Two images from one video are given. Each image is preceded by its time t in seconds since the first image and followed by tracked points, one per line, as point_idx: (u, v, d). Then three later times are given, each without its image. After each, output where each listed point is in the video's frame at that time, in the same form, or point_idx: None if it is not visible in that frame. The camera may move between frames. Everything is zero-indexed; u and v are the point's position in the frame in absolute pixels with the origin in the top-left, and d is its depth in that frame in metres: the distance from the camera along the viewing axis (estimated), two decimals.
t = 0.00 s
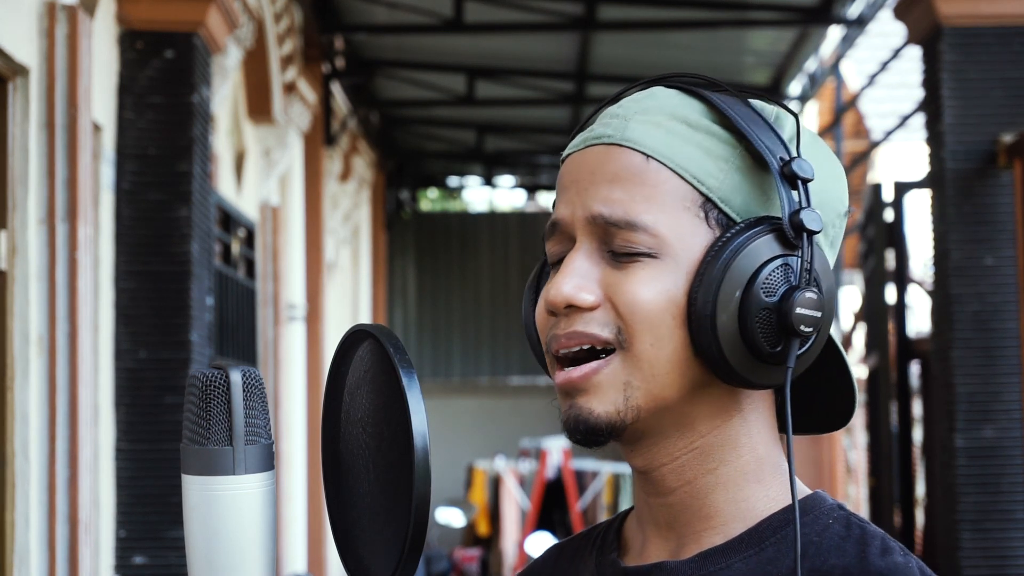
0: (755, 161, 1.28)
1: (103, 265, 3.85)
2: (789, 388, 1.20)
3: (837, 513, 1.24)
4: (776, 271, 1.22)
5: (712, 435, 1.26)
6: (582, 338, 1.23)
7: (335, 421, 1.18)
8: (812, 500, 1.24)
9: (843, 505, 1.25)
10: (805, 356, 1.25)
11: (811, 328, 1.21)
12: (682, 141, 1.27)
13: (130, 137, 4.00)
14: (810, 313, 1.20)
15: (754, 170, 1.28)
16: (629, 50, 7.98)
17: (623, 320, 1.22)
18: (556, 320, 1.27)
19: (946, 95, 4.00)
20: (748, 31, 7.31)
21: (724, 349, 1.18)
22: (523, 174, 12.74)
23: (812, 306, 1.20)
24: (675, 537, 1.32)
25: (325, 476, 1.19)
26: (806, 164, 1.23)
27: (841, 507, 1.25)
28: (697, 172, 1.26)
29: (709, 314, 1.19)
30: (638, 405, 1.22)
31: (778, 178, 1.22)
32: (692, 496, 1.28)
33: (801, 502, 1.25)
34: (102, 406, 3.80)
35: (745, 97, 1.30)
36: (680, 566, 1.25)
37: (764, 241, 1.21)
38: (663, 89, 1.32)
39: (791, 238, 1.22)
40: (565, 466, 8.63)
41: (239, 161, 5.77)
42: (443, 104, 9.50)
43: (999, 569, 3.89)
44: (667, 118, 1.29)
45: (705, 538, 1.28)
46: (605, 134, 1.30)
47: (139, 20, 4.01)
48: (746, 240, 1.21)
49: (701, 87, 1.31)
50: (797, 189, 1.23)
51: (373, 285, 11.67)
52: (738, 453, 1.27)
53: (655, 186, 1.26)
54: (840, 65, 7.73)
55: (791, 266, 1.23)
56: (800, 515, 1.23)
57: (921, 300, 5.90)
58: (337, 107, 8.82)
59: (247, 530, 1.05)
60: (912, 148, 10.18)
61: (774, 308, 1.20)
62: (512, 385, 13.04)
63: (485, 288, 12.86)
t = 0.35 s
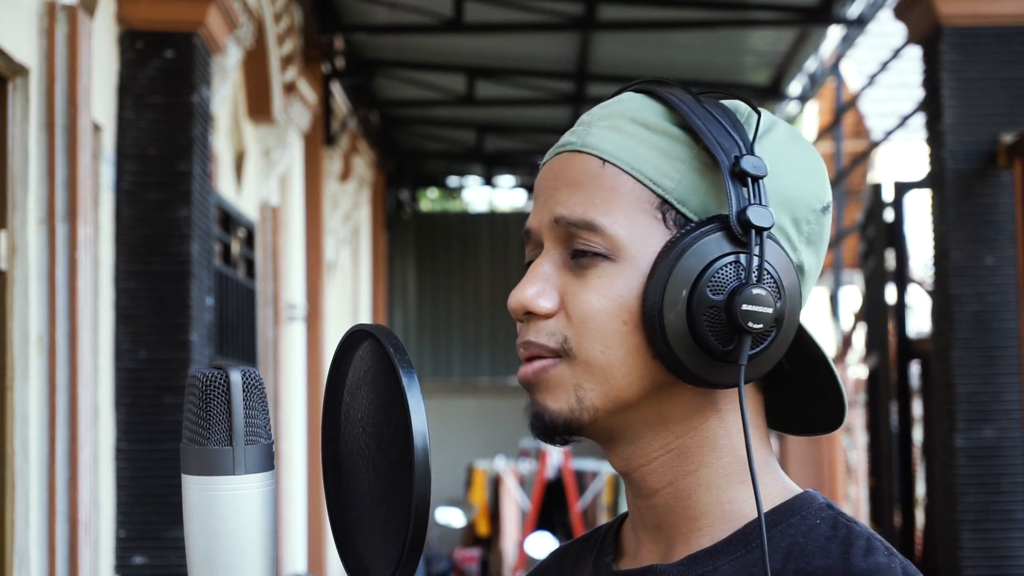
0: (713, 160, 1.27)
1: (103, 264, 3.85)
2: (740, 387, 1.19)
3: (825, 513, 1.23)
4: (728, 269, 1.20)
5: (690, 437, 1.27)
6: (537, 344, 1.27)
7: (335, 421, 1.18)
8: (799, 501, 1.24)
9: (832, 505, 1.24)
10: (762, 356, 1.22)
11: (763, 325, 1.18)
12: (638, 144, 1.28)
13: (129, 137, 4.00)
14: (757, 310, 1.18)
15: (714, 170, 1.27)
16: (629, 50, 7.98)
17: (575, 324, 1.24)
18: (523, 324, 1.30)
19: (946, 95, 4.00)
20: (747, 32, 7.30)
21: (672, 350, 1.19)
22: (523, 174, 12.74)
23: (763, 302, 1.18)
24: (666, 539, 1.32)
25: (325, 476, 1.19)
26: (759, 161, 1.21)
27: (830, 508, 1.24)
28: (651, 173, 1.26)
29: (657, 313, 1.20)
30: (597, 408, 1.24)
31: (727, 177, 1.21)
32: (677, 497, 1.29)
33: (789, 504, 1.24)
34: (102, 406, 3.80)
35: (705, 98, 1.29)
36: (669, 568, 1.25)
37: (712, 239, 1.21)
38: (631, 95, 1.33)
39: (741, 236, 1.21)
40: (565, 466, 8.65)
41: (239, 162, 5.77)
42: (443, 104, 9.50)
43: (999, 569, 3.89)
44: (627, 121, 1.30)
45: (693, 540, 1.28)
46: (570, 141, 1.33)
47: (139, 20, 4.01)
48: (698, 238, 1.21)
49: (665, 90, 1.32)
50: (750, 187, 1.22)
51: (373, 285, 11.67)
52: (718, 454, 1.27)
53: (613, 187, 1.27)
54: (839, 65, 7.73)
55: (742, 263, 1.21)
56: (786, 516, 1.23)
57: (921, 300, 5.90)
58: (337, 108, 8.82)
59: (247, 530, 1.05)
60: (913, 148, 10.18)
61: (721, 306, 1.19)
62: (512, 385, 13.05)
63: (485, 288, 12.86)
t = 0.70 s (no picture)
0: (717, 155, 1.27)
1: (104, 265, 3.85)
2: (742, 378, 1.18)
3: (829, 513, 1.22)
4: (730, 260, 1.20)
5: (693, 434, 1.27)
6: (536, 338, 1.27)
7: (335, 420, 1.18)
8: (803, 502, 1.23)
9: (836, 505, 1.24)
10: (766, 348, 1.22)
11: (765, 315, 1.19)
12: (642, 139, 1.28)
13: (129, 137, 4.00)
14: (758, 301, 1.18)
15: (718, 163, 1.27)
16: (629, 50, 7.98)
17: (576, 319, 1.24)
18: (527, 320, 1.30)
19: (946, 95, 4.00)
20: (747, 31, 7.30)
21: (673, 342, 1.19)
22: (523, 174, 12.74)
23: (764, 292, 1.18)
24: (672, 537, 1.32)
25: (325, 476, 1.19)
26: (762, 153, 1.21)
27: (835, 507, 1.24)
28: (655, 167, 1.26)
29: (659, 306, 1.20)
30: (598, 402, 1.24)
31: (729, 168, 1.21)
32: (681, 495, 1.29)
33: (793, 504, 1.24)
34: (102, 406, 3.80)
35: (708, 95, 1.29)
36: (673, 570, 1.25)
37: (714, 231, 1.21)
38: (636, 93, 1.34)
39: (743, 228, 1.21)
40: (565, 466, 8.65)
41: (239, 162, 5.77)
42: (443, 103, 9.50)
43: (999, 569, 3.89)
44: (631, 117, 1.30)
45: (698, 539, 1.28)
46: (576, 138, 1.33)
47: (139, 20, 4.01)
48: (699, 230, 1.21)
49: (670, 86, 1.32)
50: (753, 179, 1.22)
51: (373, 285, 11.68)
52: (723, 451, 1.27)
53: (617, 182, 1.27)
54: (839, 65, 7.73)
55: (745, 254, 1.21)
56: (788, 517, 1.22)
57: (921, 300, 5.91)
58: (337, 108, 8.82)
59: (248, 528, 1.05)
60: (913, 148, 10.18)
61: (722, 298, 1.19)
62: (512, 385, 13.05)
63: (485, 288, 12.86)
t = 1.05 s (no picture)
0: (732, 153, 1.27)
1: (104, 265, 3.85)
2: (755, 375, 1.18)
3: (834, 511, 1.23)
4: (743, 256, 1.21)
5: (698, 435, 1.27)
6: (545, 331, 1.27)
7: (335, 420, 1.18)
8: (808, 501, 1.24)
9: (842, 504, 1.24)
10: (778, 348, 1.23)
11: (779, 313, 1.19)
12: (658, 134, 1.28)
13: (129, 137, 4.00)
14: (773, 298, 1.18)
15: (732, 162, 1.28)
16: (629, 50, 7.98)
17: (587, 314, 1.24)
18: (535, 314, 1.30)
19: (947, 95, 4.00)
20: (747, 31, 7.31)
21: (686, 338, 1.19)
22: (523, 174, 12.74)
23: (779, 289, 1.18)
24: (678, 541, 1.32)
25: (325, 477, 1.19)
26: (778, 152, 1.22)
27: (840, 506, 1.24)
28: (670, 163, 1.27)
29: (672, 301, 1.20)
30: (607, 397, 1.24)
31: (747, 166, 1.22)
32: (687, 497, 1.29)
33: (798, 503, 1.24)
34: (102, 405, 3.80)
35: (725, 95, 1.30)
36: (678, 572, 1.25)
37: (729, 226, 1.21)
38: (651, 91, 1.35)
39: (759, 224, 1.21)
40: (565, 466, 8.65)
41: (239, 162, 5.77)
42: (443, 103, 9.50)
43: (999, 569, 3.89)
44: (648, 113, 1.31)
45: (704, 542, 1.28)
46: (590, 132, 1.34)
47: (139, 20, 4.01)
48: (713, 226, 1.21)
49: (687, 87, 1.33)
50: (769, 177, 1.22)
51: (373, 285, 11.67)
52: (729, 452, 1.27)
53: (632, 176, 1.28)
54: (839, 65, 7.74)
55: (759, 251, 1.21)
56: (794, 516, 1.22)
57: (921, 300, 5.91)
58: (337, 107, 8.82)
59: (247, 525, 1.05)
60: (912, 149, 10.18)
61: (737, 293, 1.19)
62: (512, 385, 13.05)
63: (485, 288, 12.86)
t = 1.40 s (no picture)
0: (731, 157, 1.27)
1: (104, 265, 3.85)
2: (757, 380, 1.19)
3: (835, 507, 1.23)
4: (745, 261, 1.21)
5: (700, 438, 1.27)
6: (549, 339, 1.26)
7: (336, 421, 1.19)
8: (808, 498, 1.24)
9: (842, 500, 1.24)
10: (779, 351, 1.23)
11: (780, 317, 1.19)
12: (656, 138, 1.28)
13: (129, 137, 4.00)
14: (775, 302, 1.18)
15: (731, 166, 1.28)
16: (629, 50, 7.98)
17: (590, 320, 1.24)
18: (537, 321, 1.30)
19: (946, 95, 4.00)
20: (747, 31, 7.31)
21: (689, 343, 1.19)
22: (523, 174, 12.74)
23: (781, 293, 1.19)
24: (678, 542, 1.32)
25: (325, 478, 1.19)
26: (777, 155, 1.22)
27: (841, 502, 1.24)
28: (669, 167, 1.26)
29: (674, 307, 1.20)
30: (611, 403, 1.24)
31: (746, 169, 1.22)
32: (688, 498, 1.29)
33: (799, 500, 1.24)
34: (102, 405, 3.80)
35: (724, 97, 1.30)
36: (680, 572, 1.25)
37: (730, 231, 1.22)
38: (649, 94, 1.34)
39: (759, 228, 1.21)
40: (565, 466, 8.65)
41: (239, 161, 5.77)
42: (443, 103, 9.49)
43: (999, 569, 3.89)
44: (645, 117, 1.31)
45: (705, 543, 1.27)
46: (588, 137, 1.33)
47: (139, 20, 4.01)
48: (715, 232, 1.21)
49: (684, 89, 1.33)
50: (768, 180, 1.22)
51: (373, 285, 11.67)
52: (731, 453, 1.27)
53: (631, 180, 1.28)
54: (839, 65, 7.74)
55: (760, 256, 1.22)
56: (795, 512, 1.23)
57: (921, 301, 5.91)
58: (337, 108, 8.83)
59: (247, 523, 1.05)
60: (912, 149, 10.18)
61: (739, 298, 1.20)
62: (512, 385, 13.06)
63: (485, 288, 12.86)
